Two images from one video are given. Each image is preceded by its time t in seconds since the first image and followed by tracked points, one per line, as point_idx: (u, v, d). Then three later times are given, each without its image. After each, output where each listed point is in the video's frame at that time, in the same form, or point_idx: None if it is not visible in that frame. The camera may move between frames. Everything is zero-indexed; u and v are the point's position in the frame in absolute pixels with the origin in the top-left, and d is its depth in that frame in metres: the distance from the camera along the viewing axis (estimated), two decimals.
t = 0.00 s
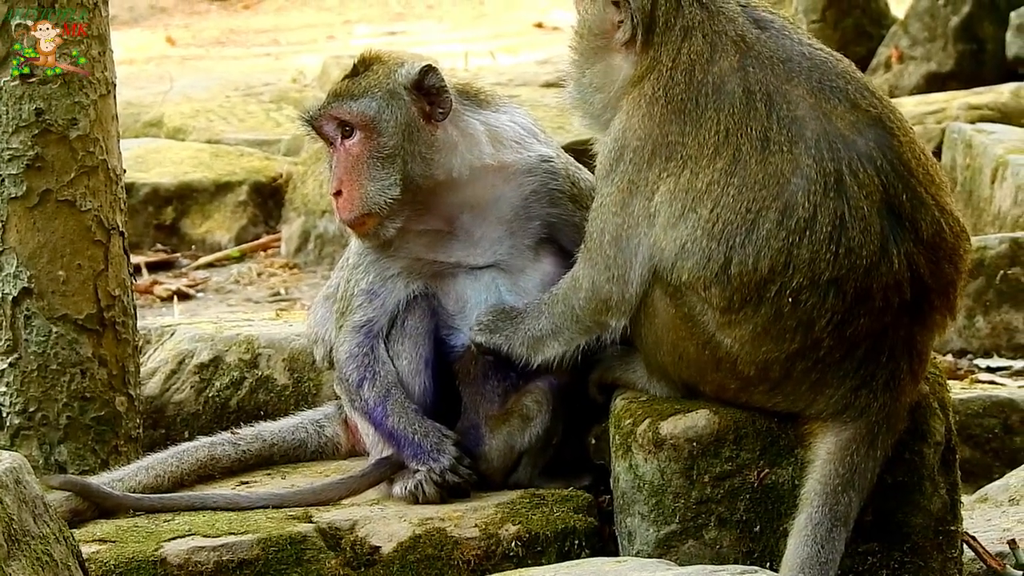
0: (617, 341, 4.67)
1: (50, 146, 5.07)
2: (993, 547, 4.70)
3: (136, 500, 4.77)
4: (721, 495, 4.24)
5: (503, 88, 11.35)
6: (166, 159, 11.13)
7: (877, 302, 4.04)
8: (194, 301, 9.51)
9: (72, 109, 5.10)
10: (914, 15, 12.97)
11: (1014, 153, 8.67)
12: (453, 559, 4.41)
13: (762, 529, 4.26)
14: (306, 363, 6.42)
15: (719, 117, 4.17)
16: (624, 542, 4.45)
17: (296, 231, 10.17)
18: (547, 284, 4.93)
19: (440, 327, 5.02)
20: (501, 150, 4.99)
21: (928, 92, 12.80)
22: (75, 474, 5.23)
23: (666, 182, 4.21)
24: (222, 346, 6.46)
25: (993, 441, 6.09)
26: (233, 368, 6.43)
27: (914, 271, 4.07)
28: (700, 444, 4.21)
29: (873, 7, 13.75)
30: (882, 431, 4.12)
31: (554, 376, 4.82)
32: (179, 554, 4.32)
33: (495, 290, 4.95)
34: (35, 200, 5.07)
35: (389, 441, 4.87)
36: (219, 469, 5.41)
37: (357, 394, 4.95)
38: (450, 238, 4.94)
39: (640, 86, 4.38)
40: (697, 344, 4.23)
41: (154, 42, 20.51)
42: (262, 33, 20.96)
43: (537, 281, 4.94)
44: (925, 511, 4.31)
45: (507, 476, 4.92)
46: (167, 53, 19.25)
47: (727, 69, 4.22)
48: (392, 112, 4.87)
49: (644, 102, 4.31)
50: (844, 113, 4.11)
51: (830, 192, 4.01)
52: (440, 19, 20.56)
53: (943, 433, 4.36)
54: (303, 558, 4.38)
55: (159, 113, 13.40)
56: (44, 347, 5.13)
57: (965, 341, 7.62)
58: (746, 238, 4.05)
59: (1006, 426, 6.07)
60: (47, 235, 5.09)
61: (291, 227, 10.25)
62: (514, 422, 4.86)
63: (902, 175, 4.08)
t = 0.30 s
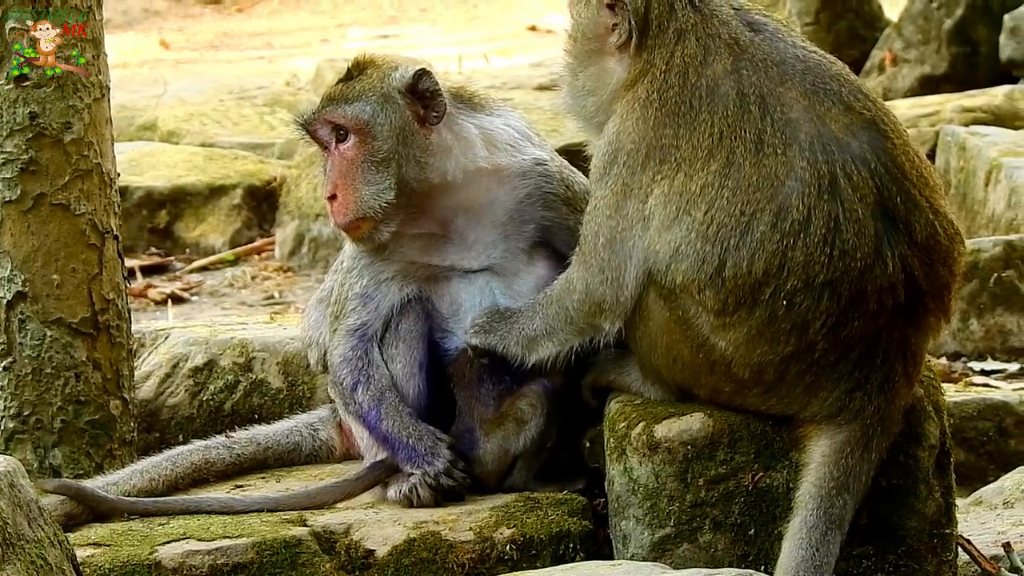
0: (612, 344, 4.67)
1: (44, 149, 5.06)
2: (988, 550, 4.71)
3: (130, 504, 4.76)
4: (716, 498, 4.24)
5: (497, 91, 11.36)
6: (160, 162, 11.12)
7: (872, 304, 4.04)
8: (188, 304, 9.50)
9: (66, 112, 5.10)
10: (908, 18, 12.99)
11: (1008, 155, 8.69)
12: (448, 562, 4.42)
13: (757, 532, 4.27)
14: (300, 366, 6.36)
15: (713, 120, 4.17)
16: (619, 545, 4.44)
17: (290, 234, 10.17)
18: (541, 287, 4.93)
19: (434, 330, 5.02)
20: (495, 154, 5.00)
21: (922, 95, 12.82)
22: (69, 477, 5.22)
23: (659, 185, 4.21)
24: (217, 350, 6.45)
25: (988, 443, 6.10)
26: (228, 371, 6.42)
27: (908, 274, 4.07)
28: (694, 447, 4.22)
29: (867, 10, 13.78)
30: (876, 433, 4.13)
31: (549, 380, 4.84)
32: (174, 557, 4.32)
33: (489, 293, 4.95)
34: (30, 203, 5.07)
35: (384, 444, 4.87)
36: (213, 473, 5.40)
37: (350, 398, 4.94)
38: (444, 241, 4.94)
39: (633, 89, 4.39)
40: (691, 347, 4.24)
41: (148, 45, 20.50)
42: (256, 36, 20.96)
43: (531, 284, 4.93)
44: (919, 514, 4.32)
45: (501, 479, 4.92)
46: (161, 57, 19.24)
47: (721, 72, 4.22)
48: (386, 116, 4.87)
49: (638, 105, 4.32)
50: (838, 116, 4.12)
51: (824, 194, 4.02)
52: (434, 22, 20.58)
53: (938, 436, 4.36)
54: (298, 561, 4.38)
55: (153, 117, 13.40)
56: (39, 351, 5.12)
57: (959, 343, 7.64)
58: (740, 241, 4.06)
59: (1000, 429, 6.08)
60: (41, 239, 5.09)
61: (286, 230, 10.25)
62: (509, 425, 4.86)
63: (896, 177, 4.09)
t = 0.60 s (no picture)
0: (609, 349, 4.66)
1: (40, 153, 5.07)
2: (984, 554, 4.72)
3: (126, 509, 4.76)
4: (712, 503, 4.25)
5: (493, 95, 11.37)
6: (155, 166, 11.12)
7: (868, 309, 4.05)
8: (184, 308, 9.50)
9: (62, 117, 5.10)
10: (904, 22, 13.02)
11: (1004, 160, 8.71)
12: (443, 567, 4.42)
13: (752, 537, 4.27)
14: (296, 370, 6.41)
15: (710, 125, 4.18)
16: (615, 549, 4.44)
17: (286, 238, 10.17)
18: (537, 291, 4.94)
19: (430, 334, 5.02)
20: (492, 158, 5.00)
21: (918, 99, 12.85)
22: (65, 481, 5.22)
23: (656, 190, 4.22)
24: (213, 354, 6.45)
25: (984, 448, 6.11)
26: (224, 376, 6.42)
27: (904, 279, 4.08)
28: (690, 452, 4.22)
29: (862, 14, 13.80)
30: (872, 438, 4.14)
31: (546, 384, 4.85)
32: (170, 562, 4.31)
33: (485, 298, 4.95)
34: (25, 208, 5.07)
35: (380, 449, 4.88)
36: (209, 477, 5.39)
37: (347, 402, 4.94)
38: (440, 246, 4.95)
39: (630, 94, 4.40)
40: (688, 352, 4.24)
41: (143, 49, 20.50)
42: (251, 40, 20.97)
43: (527, 289, 4.94)
44: (915, 519, 4.32)
45: (497, 484, 4.93)
46: (157, 61, 19.25)
47: (718, 77, 4.23)
48: (382, 121, 4.88)
49: (635, 110, 4.33)
50: (835, 121, 4.13)
51: (821, 200, 4.03)
52: (430, 26, 20.60)
53: (934, 441, 4.37)
54: (294, 566, 4.38)
55: (149, 121, 13.40)
56: (35, 355, 5.12)
57: (955, 348, 7.65)
58: (737, 246, 4.06)
59: (996, 433, 6.09)
60: (38, 243, 5.09)
61: (281, 234, 10.25)
62: (505, 430, 4.85)
63: (893, 183, 4.10)
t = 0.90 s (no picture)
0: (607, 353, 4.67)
1: (38, 158, 5.07)
2: (983, 558, 4.72)
3: (124, 513, 4.76)
4: (710, 507, 4.24)
5: (491, 99, 11.38)
6: (153, 170, 11.12)
7: (865, 314, 4.05)
8: (181, 313, 9.50)
9: (60, 121, 5.10)
10: (901, 26, 13.03)
11: (1001, 164, 8.73)
12: (441, 571, 4.41)
13: (750, 541, 4.27)
14: (294, 375, 6.42)
15: (707, 130, 4.19)
16: (613, 553, 4.45)
17: (283, 243, 10.17)
18: (535, 296, 4.94)
19: (428, 338, 5.01)
20: (490, 163, 5.00)
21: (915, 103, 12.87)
22: (63, 486, 5.22)
23: (653, 195, 4.22)
24: (210, 358, 6.45)
25: (981, 452, 6.11)
26: (222, 380, 6.42)
27: (902, 284, 4.08)
28: (688, 456, 4.22)
29: (860, 18, 13.82)
30: (870, 442, 4.14)
31: (544, 389, 4.85)
32: (167, 566, 4.30)
33: (483, 303, 4.95)
34: (23, 212, 5.08)
35: (377, 454, 4.87)
36: (207, 481, 5.39)
37: (344, 406, 4.94)
38: (438, 250, 4.95)
39: (626, 100, 4.41)
40: (685, 356, 4.25)
41: (140, 54, 20.52)
42: (249, 45, 20.99)
43: (525, 294, 4.94)
44: (913, 523, 4.32)
45: (495, 489, 4.93)
46: (154, 65, 19.26)
47: (715, 83, 4.24)
48: (380, 127, 4.88)
49: (631, 116, 4.34)
50: (833, 126, 4.13)
51: (819, 205, 4.03)
52: (428, 31, 20.61)
53: (932, 445, 4.37)
54: (292, 570, 4.38)
55: (146, 125, 13.41)
56: (32, 360, 5.12)
57: (952, 352, 7.66)
58: (734, 251, 4.07)
59: (994, 437, 6.10)
60: (35, 247, 5.09)
61: (279, 239, 10.25)
62: (502, 434, 4.85)
63: (890, 187, 4.10)
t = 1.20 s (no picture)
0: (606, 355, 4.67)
1: (37, 160, 5.08)
2: (981, 560, 4.72)
3: (123, 515, 4.76)
4: (708, 509, 4.24)
5: (490, 101, 11.38)
6: (152, 173, 11.13)
7: (864, 315, 4.05)
8: (181, 315, 9.50)
9: (58, 124, 5.11)
10: (900, 28, 13.04)
11: (1000, 165, 8.73)
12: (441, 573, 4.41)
13: (749, 543, 4.27)
14: (292, 377, 6.40)
15: (706, 131, 4.19)
16: (612, 555, 4.45)
17: (282, 245, 10.17)
18: (533, 298, 4.94)
19: (427, 340, 5.01)
20: (488, 165, 5.01)
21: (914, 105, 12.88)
22: (62, 488, 5.21)
23: (652, 197, 4.23)
24: (209, 361, 6.45)
25: (980, 453, 6.11)
26: (221, 383, 6.42)
27: (901, 284, 4.08)
28: (687, 457, 4.21)
29: (859, 20, 13.82)
30: (869, 443, 4.14)
31: (542, 391, 4.85)
32: (166, 567, 4.29)
33: (481, 305, 4.96)
34: (22, 214, 5.08)
35: (376, 455, 4.87)
36: (206, 484, 5.40)
37: (343, 408, 4.94)
38: (436, 252, 4.95)
39: (623, 101, 4.43)
40: (684, 358, 4.25)
41: (139, 56, 20.52)
42: (248, 47, 20.99)
43: (523, 296, 4.94)
44: (912, 524, 4.32)
45: (494, 490, 4.93)
46: (153, 68, 19.26)
47: (713, 84, 4.24)
48: (378, 129, 4.88)
49: (630, 117, 4.35)
50: (832, 127, 4.13)
51: (817, 206, 4.03)
52: (427, 33, 20.62)
53: (930, 447, 4.37)
54: (291, 572, 4.37)
55: (145, 128, 13.42)
56: (31, 362, 5.13)
57: (952, 354, 7.66)
58: (733, 252, 4.07)
59: (993, 439, 6.10)
60: (34, 249, 5.09)
61: (278, 241, 10.25)
62: (501, 435, 4.85)
63: (889, 188, 4.10)
